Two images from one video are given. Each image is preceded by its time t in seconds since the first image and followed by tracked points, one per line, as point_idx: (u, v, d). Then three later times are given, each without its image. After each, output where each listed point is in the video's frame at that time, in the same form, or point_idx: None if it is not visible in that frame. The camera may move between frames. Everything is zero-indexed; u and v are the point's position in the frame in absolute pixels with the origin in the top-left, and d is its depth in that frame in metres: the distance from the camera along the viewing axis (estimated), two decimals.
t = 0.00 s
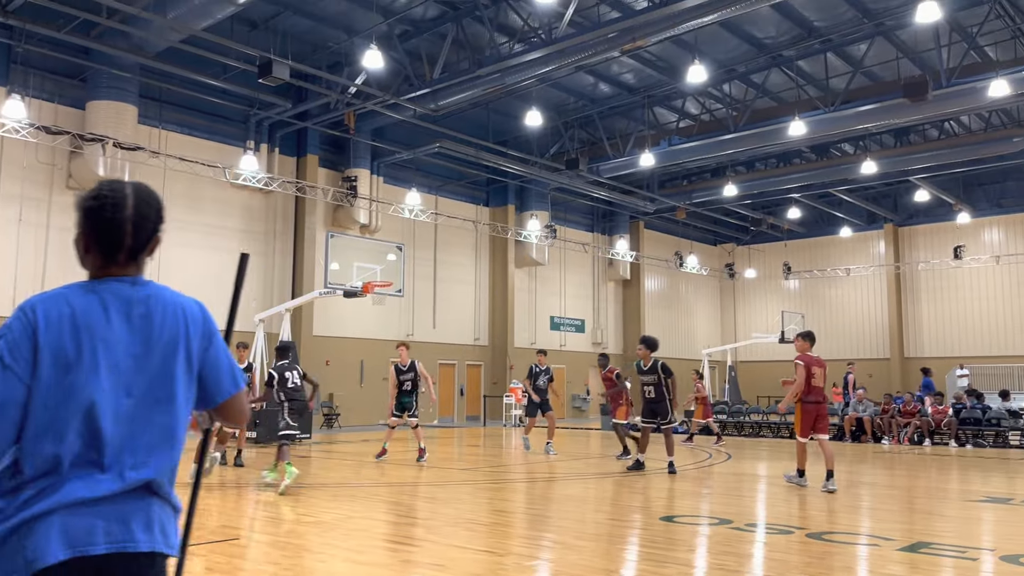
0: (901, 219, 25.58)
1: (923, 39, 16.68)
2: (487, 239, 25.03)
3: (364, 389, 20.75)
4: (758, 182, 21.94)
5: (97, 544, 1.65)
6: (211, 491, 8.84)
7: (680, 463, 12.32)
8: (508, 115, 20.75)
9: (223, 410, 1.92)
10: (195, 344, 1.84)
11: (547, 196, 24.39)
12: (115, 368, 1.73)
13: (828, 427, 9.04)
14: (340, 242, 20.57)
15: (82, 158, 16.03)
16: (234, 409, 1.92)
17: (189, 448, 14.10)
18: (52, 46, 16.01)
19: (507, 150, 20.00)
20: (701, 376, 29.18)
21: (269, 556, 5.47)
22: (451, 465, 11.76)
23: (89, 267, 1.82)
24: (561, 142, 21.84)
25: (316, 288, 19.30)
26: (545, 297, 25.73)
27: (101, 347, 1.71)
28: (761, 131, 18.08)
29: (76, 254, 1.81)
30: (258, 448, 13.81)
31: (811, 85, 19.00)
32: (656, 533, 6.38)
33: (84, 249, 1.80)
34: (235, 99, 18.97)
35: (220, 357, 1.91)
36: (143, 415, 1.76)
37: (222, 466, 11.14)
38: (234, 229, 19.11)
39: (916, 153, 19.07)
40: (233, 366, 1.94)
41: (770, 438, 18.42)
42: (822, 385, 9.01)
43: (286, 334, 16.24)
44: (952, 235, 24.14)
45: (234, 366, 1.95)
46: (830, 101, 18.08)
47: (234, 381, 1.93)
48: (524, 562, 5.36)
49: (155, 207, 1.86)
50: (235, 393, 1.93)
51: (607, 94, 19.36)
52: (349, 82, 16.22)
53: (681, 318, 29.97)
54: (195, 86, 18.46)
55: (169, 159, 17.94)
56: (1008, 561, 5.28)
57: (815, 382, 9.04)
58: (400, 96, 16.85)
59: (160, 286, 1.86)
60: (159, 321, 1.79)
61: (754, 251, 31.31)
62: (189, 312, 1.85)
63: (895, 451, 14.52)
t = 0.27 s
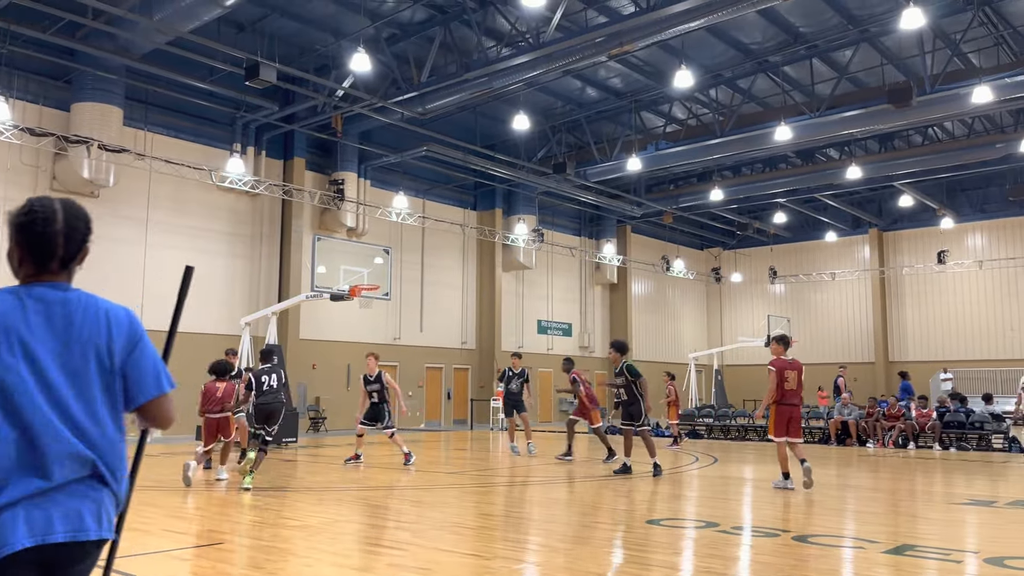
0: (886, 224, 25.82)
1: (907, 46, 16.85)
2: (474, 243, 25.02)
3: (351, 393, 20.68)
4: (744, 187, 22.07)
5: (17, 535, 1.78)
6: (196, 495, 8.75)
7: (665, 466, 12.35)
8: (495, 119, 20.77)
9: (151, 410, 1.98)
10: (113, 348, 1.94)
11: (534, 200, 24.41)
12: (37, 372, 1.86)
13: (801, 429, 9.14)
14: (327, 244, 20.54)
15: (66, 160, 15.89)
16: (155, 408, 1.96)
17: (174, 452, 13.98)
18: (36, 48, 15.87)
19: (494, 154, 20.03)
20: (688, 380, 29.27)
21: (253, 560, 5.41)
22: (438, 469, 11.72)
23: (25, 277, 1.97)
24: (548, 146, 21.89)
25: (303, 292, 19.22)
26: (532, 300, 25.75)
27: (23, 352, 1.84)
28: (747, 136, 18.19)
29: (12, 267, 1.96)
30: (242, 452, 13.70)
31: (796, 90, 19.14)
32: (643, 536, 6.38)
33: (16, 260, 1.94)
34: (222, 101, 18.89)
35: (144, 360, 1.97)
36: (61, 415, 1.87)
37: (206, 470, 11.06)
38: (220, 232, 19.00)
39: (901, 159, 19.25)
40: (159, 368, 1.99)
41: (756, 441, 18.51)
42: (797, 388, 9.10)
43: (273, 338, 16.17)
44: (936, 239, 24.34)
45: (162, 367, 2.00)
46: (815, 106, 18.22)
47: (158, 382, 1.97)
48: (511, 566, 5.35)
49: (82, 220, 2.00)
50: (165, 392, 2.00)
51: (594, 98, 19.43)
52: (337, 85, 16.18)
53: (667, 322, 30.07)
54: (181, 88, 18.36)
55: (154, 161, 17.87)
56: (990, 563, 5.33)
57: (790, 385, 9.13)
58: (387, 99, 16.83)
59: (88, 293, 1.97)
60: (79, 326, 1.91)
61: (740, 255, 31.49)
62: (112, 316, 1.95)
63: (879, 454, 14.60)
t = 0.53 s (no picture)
0: (876, 226, 25.96)
1: (897, 49, 16.96)
2: (466, 244, 25.02)
3: (342, 395, 20.65)
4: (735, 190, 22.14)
5: None
6: (186, 497, 8.68)
7: (656, 468, 12.37)
8: (487, 121, 20.77)
9: (97, 418, 2.03)
10: (60, 358, 2.00)
11: (526, 202, 24.44)
12: None
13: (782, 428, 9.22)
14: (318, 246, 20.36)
15: (56, 160, 15.79)
16: (103, 412, 2.02)
17: (164, 454, 13.91)
18: (25, 47, 15.76)
19: (486, 156, 20.05)
20: (679, 382, 29.34)
21: (244, 563, 5.38)
22: (429, 470, 11.69)
23: None
24: (540, 148, 21.91)
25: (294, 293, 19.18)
26: (524, 302, 25.77)
27: None
28: (739, 138, 18.24)
29: None
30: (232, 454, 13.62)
31: (787, 93, 19.22)
32: (634, 538, 6.38)
33: None
34: (213, 102, 18.81)
35: (91, 371, 2.04)
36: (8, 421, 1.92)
37: (196, 472, 11.00)
38: (211, 233, 18.93)
39: (891, 161, 19.34)
40: (105, 378, 2.06)
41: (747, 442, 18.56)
42: (779, 388, 9.16)
43: (264, 339, 16.12)
44: (925, 242, 24.48)
45: (107, 378, 2.07)
46: (806, 109, 18.30)
47: (103, 391, 2.04)
48: (502, 568, 5.33)
49: (41, 243, 2.07)
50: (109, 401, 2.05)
51: (586, 100, 19.45)
52: (328, 86, 16.14)
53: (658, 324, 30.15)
54: (172, 89, 18.27)
55: (145, 162, 17.80)
56: (981, 564, 5.34)
57: (773, 386, 9.18)
58: (379, 100, 16.81)
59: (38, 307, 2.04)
60: (28, 337, 1.97)
61: (731, 257, 31.60)
62: (62, 329, 2.02)
63: (869, 455, 14.67)
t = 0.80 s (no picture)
0: (869, 227, 26.04)
1: (891, 50, 17.02)
2: (460, 244, 24.98)
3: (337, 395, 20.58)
4: (729, 190, 22.15)
5: None
6: (179, 498, 8.63)
7: (651, 467, 12.36)
8: (482, 121, 20.75)
9: (50, 408, 2.39)
10: (24, 357, 2.29)
11: (521, 202, 24.42)
12: None
13: (768, 428, 9.27)
14: (314, 247, 20.39)
15: (48, 159, 15.70)
16: (59, 404, 2.39)
17: (157, 454, 13.86)
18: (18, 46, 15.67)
19: (481, 156, 20.03)
20: (673, 382, 29.35)
21: (237, 563, 5.36)
22: (423, 470, 11.65)
23: None
24: (535, 148, 21.91)
25: (288, 293, 19.12)
26: (519, 302, 25.74)
27: None
28: (733, 139, 18.27)
29: None
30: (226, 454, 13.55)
31: (781, 93, 19.27)
32: (628, 537, 6.38)
33: None
34: (207, 101, 18.74)
35: (46, 368, 2.36)
36: None
37: (189, 472, 10.96)
38: (204, 233, 18.86)
39: (884, 162, 19.41)
40: (57, 374, 2.40)
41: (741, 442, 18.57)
42: (765, 388, 9.23)
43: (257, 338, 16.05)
44: (919, 243, 24.55)
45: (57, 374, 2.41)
46: (800, 109, 18.32)
47: (59, 384, 2.40)
48: (497, 567, 5.33)
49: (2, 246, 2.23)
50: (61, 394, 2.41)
51: (581, 100, 19.45)
52: (322, 85, 16.08)
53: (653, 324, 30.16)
54: (165, 88, 18.20)
55: (138, 161, 17.73)
56: (974, 562, 5.36)
57: (759, 386, 9.24)
58: (373, 100, 16.77)
59: None
60: None
61: (725, 258, 31.66)
62: (20, 331, 2.30)
63: (863, 455, 14.69)
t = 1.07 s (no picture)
0: (865, 226, 26.12)
1: (886, 50, 17.06)
2: (456, 243, 24.98)
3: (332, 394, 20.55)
4: (725, 189, 22.17)
5: None
6: (175, 497, 8.62)
7: (646, 466, 12.38)
8: (478, 120, 20.75)
9: None
10: None
11: (517, 201, 24.43)
12: None
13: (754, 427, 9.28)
14: (310, 245, 20.37)
15: (43, 158, 15.66)
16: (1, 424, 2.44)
17: (152, 453, 13.82)
18: (12, 44, 15.61)
19: (477, 155, 20.04)
20: (668, 381, 29.39)
21: (233, 562, 5.35)
22: (419, 469, 11.65)
23: None
24: (531, 147, 21.93)
25: (284, 291, 19.10)
26: (514, 301, 25.75)
27: None
28: (729, 139, 18.31)
29: None
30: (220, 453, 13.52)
31: (777, 93, 19.30)
32: (625, 536, 6.38)
33: None
34: (203, 99, 18.70)
35: None
36: None
37: (184, 472, 10.92)
38: (200, 231, 18.82)
39: (880, 161, 19.44)
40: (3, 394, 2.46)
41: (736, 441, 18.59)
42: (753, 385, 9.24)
43: (253, 337, 16.02)
44: (914, 242, 24.60)
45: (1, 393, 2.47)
46: (795, 109, 18.36)
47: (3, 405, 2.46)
48: (493, 566, 5.33)
49: None
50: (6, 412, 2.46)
51: (577, 99, 19.47)
52: (318, 84, 16.05)
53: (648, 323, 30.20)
54: (160, 86, 18.16)
55: (133, 160, 17.67)
56: (969, 561, 5.38)
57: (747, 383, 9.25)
58: (369, 99, 16.75)
59: None
60: None
61: (721, 257, 31.72)
62: None
63: (858, 454, 14.72)
